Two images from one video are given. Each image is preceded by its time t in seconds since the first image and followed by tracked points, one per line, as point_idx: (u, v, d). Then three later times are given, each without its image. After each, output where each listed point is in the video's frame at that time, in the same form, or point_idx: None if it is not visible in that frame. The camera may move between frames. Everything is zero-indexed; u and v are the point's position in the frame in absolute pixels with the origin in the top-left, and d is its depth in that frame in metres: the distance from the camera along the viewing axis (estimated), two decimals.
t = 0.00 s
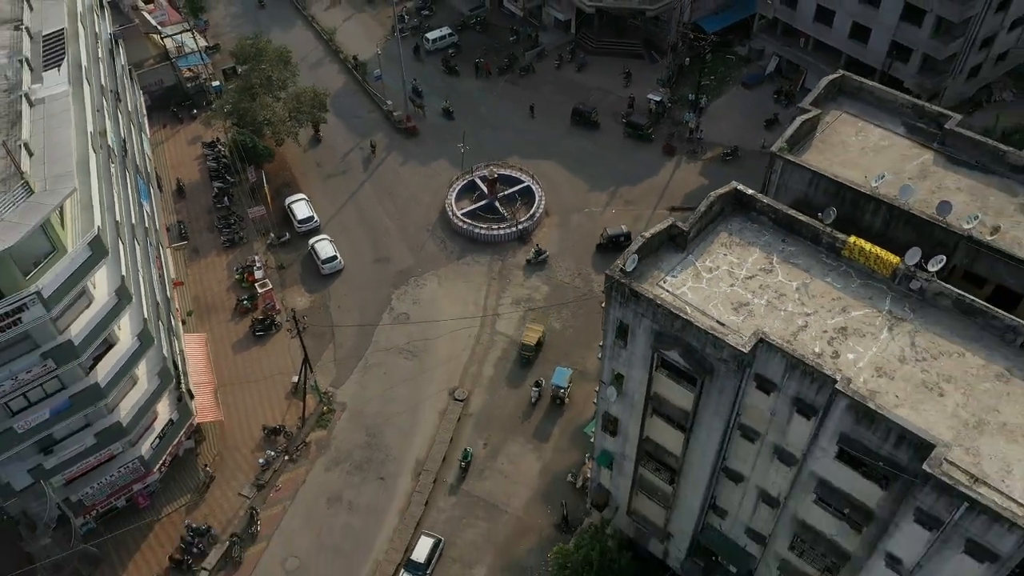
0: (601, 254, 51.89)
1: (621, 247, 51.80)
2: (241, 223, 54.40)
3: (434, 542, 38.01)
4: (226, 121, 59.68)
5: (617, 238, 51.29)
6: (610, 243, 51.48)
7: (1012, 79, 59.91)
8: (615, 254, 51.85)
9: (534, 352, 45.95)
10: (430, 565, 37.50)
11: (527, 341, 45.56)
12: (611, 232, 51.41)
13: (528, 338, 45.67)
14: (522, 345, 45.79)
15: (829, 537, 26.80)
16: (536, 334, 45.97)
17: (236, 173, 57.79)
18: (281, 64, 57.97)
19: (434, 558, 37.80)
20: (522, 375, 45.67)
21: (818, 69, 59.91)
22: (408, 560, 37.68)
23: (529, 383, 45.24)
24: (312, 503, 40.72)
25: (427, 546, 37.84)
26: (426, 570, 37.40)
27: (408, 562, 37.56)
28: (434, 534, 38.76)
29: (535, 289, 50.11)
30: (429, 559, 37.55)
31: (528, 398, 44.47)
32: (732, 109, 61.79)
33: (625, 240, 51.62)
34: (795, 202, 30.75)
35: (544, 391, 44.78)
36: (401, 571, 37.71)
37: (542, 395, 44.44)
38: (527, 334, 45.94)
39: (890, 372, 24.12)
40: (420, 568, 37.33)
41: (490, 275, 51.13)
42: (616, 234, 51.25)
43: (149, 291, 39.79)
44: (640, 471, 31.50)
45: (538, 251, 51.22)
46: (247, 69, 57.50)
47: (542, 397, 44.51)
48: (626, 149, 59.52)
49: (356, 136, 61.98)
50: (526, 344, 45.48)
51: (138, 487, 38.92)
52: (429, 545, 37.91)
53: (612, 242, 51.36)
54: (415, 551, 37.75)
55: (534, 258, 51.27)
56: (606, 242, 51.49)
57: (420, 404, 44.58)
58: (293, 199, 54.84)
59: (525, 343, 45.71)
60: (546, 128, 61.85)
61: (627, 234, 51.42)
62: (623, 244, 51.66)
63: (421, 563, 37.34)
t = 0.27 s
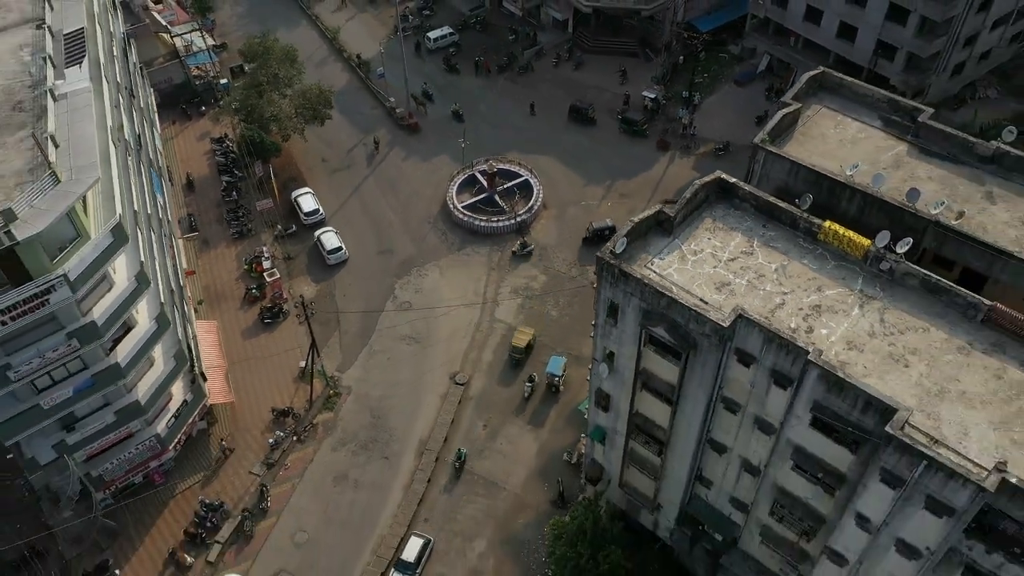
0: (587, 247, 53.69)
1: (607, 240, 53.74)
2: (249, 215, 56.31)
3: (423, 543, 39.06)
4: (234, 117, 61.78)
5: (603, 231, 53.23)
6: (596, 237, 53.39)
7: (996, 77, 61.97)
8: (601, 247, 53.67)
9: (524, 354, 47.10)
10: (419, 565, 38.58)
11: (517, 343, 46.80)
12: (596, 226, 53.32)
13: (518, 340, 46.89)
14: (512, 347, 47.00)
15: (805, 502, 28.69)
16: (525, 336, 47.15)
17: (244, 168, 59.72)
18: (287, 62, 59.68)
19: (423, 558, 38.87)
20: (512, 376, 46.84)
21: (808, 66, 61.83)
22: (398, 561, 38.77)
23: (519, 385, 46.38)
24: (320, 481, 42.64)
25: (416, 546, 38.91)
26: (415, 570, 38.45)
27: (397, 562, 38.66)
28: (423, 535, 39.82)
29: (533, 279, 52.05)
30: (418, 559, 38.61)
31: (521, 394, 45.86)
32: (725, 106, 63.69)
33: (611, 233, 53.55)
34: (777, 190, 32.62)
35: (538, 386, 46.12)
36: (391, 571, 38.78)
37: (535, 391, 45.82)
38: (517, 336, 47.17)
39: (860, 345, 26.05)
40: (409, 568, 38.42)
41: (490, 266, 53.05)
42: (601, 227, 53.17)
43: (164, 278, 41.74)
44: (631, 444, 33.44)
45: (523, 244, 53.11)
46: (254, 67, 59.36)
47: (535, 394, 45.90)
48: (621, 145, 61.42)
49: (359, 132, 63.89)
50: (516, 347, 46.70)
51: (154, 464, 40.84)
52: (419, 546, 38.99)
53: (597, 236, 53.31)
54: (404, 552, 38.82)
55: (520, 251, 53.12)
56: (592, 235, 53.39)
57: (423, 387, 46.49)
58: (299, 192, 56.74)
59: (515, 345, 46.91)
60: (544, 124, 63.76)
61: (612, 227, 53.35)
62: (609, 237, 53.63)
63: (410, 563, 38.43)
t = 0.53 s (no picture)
0: (574, 245, 55.69)
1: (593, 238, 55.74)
2: (257, 213, 58.45)
3: (413, 546, 40.17)
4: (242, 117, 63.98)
5: (588, 229, 55.29)
6: (582, 235, 55.39)
7: (979, 79, 64.25)
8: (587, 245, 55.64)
9: (515, 359, 48.30)
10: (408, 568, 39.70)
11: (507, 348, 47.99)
12: (583, 223, 55.41)
13: (508, 346, 48.05)
14: (503, 353, 48.18)
15: (784, 473, 30.75)
16: (516, 342, 48.33)
17: (253, 167, 61.98)
18: (295, 64, 61.40)
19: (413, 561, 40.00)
20: (503, 380, 48.09)
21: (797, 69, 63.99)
22: (388, 564, 39.89)
23: (511, 389, 47.61)
24: (327, 464, 44.68)
25: (406, 550, 40.04)
26: (405, 573, 39.57)
27: (388, 565, 39.80)
28: (414, 538, 40.92)
29: (532, 273, 54.16)
30: (407, 563, 39.72)
31: (515, 393, 47.30)
32: (717, 107, 65.84)
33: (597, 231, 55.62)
34: (759, 183, 34.70)
35: (531, 387, 47.53)
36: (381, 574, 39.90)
37: (528, 389, 47.30)
38: (508, 342, 48.32)
39: (831, 324, 28.14)
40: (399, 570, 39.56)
41: (490, 260, 55.16)
42: (587, 226, 55.29)
43: (180, 269, 43.86)
44: (623, 423, 35.51)
45: (509, 240, 55.13)
46: (264, 70, 61.52)
47: (528, 392, 47.39)
48: (617, 144, 63.55)
49: (363, 132, 66.06)
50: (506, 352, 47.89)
51: (170, 446, 42.89)
52: (409, 549, 40.12)
53: (584, 234, 55.35)
54: (394, 555, 39.93)
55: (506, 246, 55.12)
56: (579, 234, 55.39)
57: (426, 375, 48.55)
58: (305, 190, 58.88)
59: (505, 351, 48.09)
60: (542, 125, 65.92)
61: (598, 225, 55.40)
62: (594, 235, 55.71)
63: (400, 566, 39.56)
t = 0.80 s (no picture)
0: (562, 247, 57.51)
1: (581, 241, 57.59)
2: (265, 215, 60.47)
3: (403, 554, 41.07)
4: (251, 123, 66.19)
5: (576, 232, 57.15)
6: (570, 237, 57.25)
7: (964, 86, 66.35)
8: (575, 248, 57.48)
9: (505, 369, 49.43)
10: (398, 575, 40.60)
11: (497, 358, 49.26)
12: (570, 227, 57.26)
13: (498, 355, 49.33)
14: (493, 363, 49.44)
15: (767, 454, 32.56)
16: (506, 352, 49.62)
17: (261, 171, 64.06)
18: (302, 72, 63.77)
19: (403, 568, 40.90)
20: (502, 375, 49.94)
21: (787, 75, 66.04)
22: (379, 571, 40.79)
23: (503, 397, 48.76)
24: (334, 454, 46.46)
25: (396, 558, 40.93)
26: None
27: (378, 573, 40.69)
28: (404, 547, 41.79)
29: (531, 272, 56.08)
30: (398, 570, 40.61)
31: (508, 400, 48.53)
32: (710, 113, 67.92)
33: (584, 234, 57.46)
34: (745, 182, 36.64)
35: (523, 394, 48.75)
36: None
37: (526, 384, 49.16)
38: (498, 351, 49.64)
39: (809, 311, 30.03)
40: None
41: (490, 260, 57.09)
42: (575, 229, 57.12)
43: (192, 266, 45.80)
44: (616, 410, 37.37)
45: (497, 241, 57.18)
46: (271, 77, 63.47)
47: (525, 391, 49.01)
48: (613, 149, 65.55)
49: (367, 137, 68.12)
50: (497, 361, 49.15)
51: (183, 436, 44.72)
52: (399, 557, 41.02)
53: (572, 236, 57.22)
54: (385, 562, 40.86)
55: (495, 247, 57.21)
56: (566, 236, 57.28)
57: (428, 370, 50.40)
58: (312, 193, 60.89)
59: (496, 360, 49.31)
60: (540, 130, 67.97)
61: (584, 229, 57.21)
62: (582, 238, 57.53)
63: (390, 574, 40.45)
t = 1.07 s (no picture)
0: (550, 250, 59.56)
1: (568, 243, 59.56)
2: (273, 217, 62.67)
3: (392, 562, 41.98)
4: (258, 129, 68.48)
5: (563, 235, 59.13)
6: (558, 240, 59.31)
7: (949, 93, 68.63)
8: (564, 250, 59.52)
9: (496, 377, 50.66)
10: None
11: (488, 366, 50.43)
12: (557, 230, 59.26)
13: (489, 364, 50.51)
14: (485, 371, 50.64)
15: (750, 436, 34.56)
16: (497, 360, 50.81)
17: (268, 175, 66.25)
18: (308, 78, 65.42)
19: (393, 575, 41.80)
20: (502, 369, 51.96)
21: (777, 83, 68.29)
22: None
23: (496, 403, 50.12)
24: (339, 444, 48.41)
25: (386, 564, 41.86)
26: None
27: None
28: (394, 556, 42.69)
29: (529, 271, 58.17)
30: None
31: (501, 406, 49.90)
32: (703, 119, 70.15)
33: (570, 237, 59.41)
34: (730, 181, 38.76)
35: (516, 400, 50.18)
36: None
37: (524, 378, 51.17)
38: (489, 360, 50.85)
39: (788, 300, 32.10)
40: None
41: (490, 260, 59.19)
42: (563, 232, 59.07)
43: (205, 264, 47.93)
44: (609, 397, 39.41)
45: (485, 240, 59.62)
46: (278, 84, 65.67)
47: (523, 384, 51.02)
48: (609, 154, 67.74)
49: (371, 143, 70.34)
50: (489, 369, 50.35)
51: (196, 426, 46.72)
52: (389, 564, 41.92)
53: (560, 239, 59.27)
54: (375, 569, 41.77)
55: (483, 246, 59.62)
56: (554, 239, 59.38)
57: (430, 365, 52.43)
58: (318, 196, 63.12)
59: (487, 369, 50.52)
60: (539, 136, 70.20)
61: (571, 231, 59.22)
62: (569, 240, 59.46)
63: None
